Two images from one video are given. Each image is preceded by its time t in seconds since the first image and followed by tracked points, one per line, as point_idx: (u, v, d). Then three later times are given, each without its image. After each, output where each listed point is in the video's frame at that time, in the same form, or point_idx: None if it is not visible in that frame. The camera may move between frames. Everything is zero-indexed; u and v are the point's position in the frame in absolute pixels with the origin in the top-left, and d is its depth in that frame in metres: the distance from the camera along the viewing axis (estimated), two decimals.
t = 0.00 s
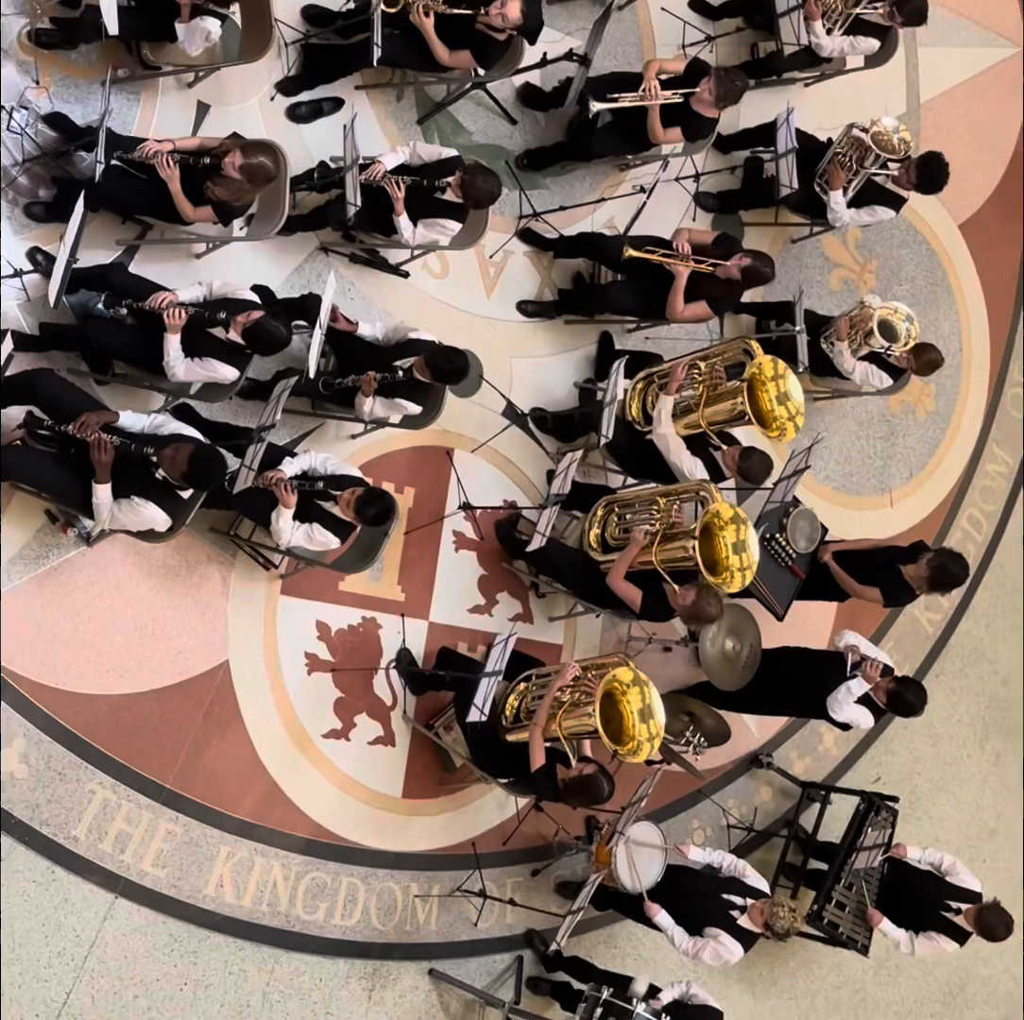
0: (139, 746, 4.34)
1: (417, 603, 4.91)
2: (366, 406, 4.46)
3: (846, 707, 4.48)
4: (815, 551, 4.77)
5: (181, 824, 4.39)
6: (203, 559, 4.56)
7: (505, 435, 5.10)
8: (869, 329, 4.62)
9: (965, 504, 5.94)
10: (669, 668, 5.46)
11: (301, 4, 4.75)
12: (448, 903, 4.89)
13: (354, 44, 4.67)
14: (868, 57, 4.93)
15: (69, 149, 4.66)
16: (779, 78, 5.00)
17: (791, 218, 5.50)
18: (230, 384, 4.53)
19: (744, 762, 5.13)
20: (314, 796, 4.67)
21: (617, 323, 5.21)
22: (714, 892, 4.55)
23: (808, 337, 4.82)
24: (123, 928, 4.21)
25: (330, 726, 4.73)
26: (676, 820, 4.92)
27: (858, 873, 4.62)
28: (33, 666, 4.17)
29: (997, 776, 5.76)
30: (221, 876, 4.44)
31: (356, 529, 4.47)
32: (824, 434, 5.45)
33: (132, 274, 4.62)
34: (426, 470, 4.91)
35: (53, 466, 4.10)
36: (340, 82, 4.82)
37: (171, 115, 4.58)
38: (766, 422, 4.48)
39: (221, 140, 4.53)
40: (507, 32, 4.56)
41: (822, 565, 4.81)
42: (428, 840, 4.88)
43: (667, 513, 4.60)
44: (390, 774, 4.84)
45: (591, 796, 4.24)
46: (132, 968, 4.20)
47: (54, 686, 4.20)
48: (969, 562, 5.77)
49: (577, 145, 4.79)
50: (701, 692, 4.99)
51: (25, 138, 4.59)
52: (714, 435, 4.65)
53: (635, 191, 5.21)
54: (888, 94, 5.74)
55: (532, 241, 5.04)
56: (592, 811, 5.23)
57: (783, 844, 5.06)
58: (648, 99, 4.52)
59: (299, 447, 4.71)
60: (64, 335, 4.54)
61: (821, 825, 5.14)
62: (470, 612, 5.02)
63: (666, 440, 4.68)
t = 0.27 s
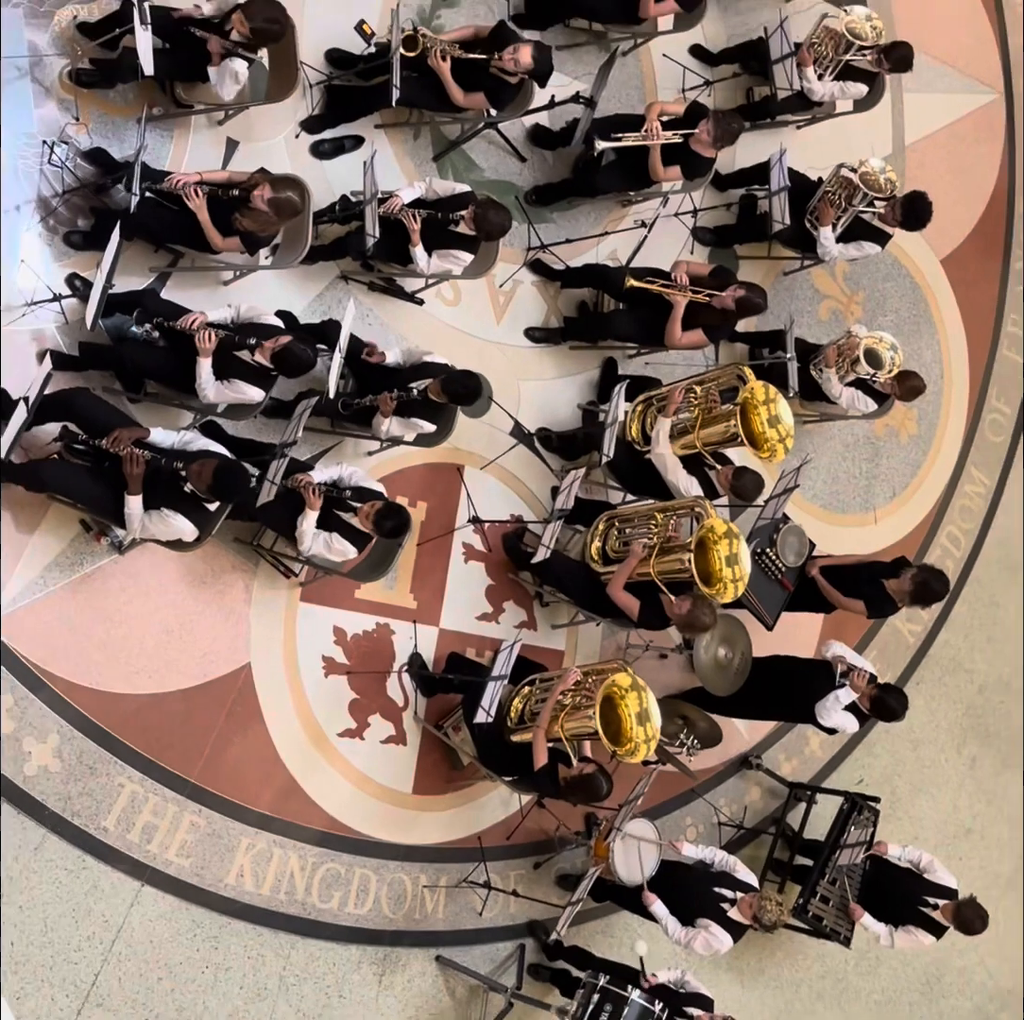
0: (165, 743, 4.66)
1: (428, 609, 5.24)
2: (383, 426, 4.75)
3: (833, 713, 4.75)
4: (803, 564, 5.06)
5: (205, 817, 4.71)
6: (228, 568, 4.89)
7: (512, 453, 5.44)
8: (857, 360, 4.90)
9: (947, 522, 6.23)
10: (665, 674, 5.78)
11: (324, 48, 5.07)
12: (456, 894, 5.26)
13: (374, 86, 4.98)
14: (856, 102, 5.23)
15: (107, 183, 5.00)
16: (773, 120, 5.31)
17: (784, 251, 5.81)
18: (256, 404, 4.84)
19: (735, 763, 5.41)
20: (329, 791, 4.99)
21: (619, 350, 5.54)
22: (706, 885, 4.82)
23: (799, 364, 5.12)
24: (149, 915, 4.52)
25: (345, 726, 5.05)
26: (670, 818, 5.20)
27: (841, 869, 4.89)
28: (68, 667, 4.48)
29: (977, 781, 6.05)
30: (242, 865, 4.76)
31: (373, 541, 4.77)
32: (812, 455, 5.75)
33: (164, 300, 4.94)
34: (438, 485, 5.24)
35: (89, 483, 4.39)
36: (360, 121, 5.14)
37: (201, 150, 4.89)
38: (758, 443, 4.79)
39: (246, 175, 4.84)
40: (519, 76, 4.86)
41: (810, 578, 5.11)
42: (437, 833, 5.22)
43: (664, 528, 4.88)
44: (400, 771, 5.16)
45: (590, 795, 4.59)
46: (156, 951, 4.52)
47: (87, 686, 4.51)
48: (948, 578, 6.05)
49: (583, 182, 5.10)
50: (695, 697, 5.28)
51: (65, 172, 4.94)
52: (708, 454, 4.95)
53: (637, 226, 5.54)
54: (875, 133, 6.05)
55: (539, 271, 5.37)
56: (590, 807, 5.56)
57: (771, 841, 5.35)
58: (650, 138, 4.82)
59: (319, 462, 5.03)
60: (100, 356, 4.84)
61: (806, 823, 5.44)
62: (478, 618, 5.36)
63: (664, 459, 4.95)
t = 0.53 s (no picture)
0: (190, 742, 5.00)
1: (438, 617, 5.55)
2: (396, 438, 5.02)
3: (821, 720, 5.03)
4: (794, 578, 5.34)
5: (225, 811, 5.03)
6: (251, 576, 5.21)
7: (519, 470, 5.76)
8: (846, 386, 5.21)
9: (932, 539, 6.51)
10: (662, 681, 6.08)
11: (347, 88, 5.37)
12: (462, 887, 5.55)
13: (393, 123, 5.29)
14: (848, 141, 5.53)
15: (139, 212, 5.28)
16: (768, 159, 5.58)
17: (777, 283, 6.12)
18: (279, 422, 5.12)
19: (727, 765, 5.69)
20: (344, 788, 5.31)
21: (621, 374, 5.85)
22: (699, 881, 5.08)
23: (791, 389, 5.40)
24: (172, 903, 4.85)
25: (359, 727, 5.37)
26: (665, 816, 5.49)
27: (827, 867, 5.18)
28: (99, 669, 4.83)
29: (959, 786, 6.34)
30: (259, 857, 5.07)
31: (387, 551, 5.08)
32: (803, 475, 6.06)
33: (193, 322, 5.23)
34: (449, 500, 5.56)
35: (121, 494, 4.67)
36: (380, 156, 5.44)
37: (230, 182, 5.20)
38: (753, 463, 5.04)
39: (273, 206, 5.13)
40: (529, 116, 5.16)
41: (800, 591, 5.40)
42: (445, 829, 5.53)
43: (662, 542, 5.21)
44: (410, 770, 5.47)
45: (589, 794, 4.87)
46: (178, 938, 4.84)
47: (117, 687, 4.86)
48: (932, 594, 6.34)
49: (589, 215, 5.39)
50: (690, 703, 5.57)
51: (100, 202, 5.27)
52: (704, 473, 5.21)
53: (639, 258, 5.87)
54: (866, 170, 6.34)
55: (546, 299, 5.69)
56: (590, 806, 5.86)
57: (760, 840, 5.63)
58: (652, 176, 5.13)
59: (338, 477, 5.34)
60: (131, 375, 5.14)
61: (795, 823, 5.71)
62: (486, 626, 5.67)
63: (662, 475, 5.27)
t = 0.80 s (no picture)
0: (202, 746, 5.21)
1: (444, 628, 5.74)
2: (402, 449, 5.16)
3: (814, 731, 5.21)
4: (790, 594, 5.50)
5: (236, 813, 5.25)
6: (263, 587, 5.39)
7: (523, 487, 5.95)
8: (840, 408, 5.43)
9: (924, 558, 6.68)
10: (662, 692, 6.24)
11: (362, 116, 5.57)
12: (465, 890, 5.74)
13: (405, 150, 5.45)
14: (845, 172, 5.71)
15: (160, 234, 5.39)
16: (768, 188, 5.77)
17: (775, 309, 6.31)
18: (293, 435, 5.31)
19: (723, 775, 5.85)
20: (351, 793, 5.49)
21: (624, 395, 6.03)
22: (694, 887, 5.26)
23: (788, 412, 5.57)
24: (184, 902, 5.11)
25: (366, 734, 5.55)
26: (661, 824, 5.65)
27: (818, 873, 5.33)
28: (115, 674, 5.06)
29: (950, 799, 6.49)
30: (268, 858, 5.29)
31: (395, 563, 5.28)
32: (799, 493, 6.24)
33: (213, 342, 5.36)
34: (456, 515, 5.76)
35: (136, 506, 4.85)
36: (394, 182, 5.63)
37: (248, 205, 5.48)
38: (750, 482, 5.26)
39: (288, 228, 5.39)
40: (537, 146, 5.33)
41: (795, 607, 5.56)
42: (449, 834, 5.70)
43: (662, 556, 5.32)
44: (416, 777, 5.64)
45: (588, 800, 5.10)
46: (190, 935, 5.10)
47: (132, 692, 5.09)
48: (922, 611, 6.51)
49: (593, 239, 5.61)
50: (687, 714, 5.74)
51: (121, 223, 5.42)
52: (703, 492, 5.41)
53: (642, 284, 6.06)
54: (862, 200, 6.54)
55: (552, 321, 5.89)
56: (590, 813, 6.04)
57: (754, 847, 5.78)
58: (655, 205, 5.39)
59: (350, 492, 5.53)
60: (152, 390, 5.34)
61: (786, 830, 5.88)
62: (491, 637, 5.86)
63: (663, 494, 5.45)
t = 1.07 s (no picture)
0: (228, 745, 5.52)
1: (456, 634, 6.06)
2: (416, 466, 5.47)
3: (807, 735, 5.48)
4: (784, 605, 5.79)
5: (258, 809, 5.55)
6: (286, 594, 5.71)
7: (532, 501, 6.27)
8: (834, 430, 5.71)
9: (914, 573, 6.99)
10: (662, 698, 6.55)
11: (384, 150, 5.95)
12: (474, 884, 6.07)
13: (424, 184, 5.81)
14: (839, 207, 6.04)
15: (192, 261, 5.72)
16: (767, 221, 6.09)
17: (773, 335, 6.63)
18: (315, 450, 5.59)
19: (720, 777, 6.14)
20: (367, 790, 5.81)
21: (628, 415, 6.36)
22: (691, 882, 5.52)
23: (784, 433, 5.87)
24: (208, 893, 5.41)
25: (381, 734, 5.87)
26: (661, 823, 5.95)
27: (810, 870, 5.64)
28: (145, 677, 5.37)
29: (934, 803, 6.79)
30: (287, 852, 5.59)
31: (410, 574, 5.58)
32: (795, 510, 6.55)
33: (241, 365, 5.70)
34: (468, 527, 6.09)
35: (170, 513, 5.17)
36: (414, 213, 5.98)
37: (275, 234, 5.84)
38: (748, 500, 5.54)
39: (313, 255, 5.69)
40: (549, 179, 5.65)
41: (790, 618, 5.86)
42: (458, 830, 6.03)
43: (663, 569, 5.62)
44: (428, 775, 5.97)
45: (592, 800, 5.35)
46: (213, 924, 5.41)
47: (162, 693, 5.40)
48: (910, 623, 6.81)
49: (602, 269, 5.90)
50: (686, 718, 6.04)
51: (156, 251, 5.76)
52: (703, 510, 5.71)
53: (646, 311, 6.40)
54: (857, 231, 6.87)
55: (561, 346, 6.21)
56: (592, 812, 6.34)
57: (749, 845, 6.07)
58: (659, 236, 5.71)
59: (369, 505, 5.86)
60: (183, 409, 5.62)
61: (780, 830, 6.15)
62: (501, 643, 6.19)
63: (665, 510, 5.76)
